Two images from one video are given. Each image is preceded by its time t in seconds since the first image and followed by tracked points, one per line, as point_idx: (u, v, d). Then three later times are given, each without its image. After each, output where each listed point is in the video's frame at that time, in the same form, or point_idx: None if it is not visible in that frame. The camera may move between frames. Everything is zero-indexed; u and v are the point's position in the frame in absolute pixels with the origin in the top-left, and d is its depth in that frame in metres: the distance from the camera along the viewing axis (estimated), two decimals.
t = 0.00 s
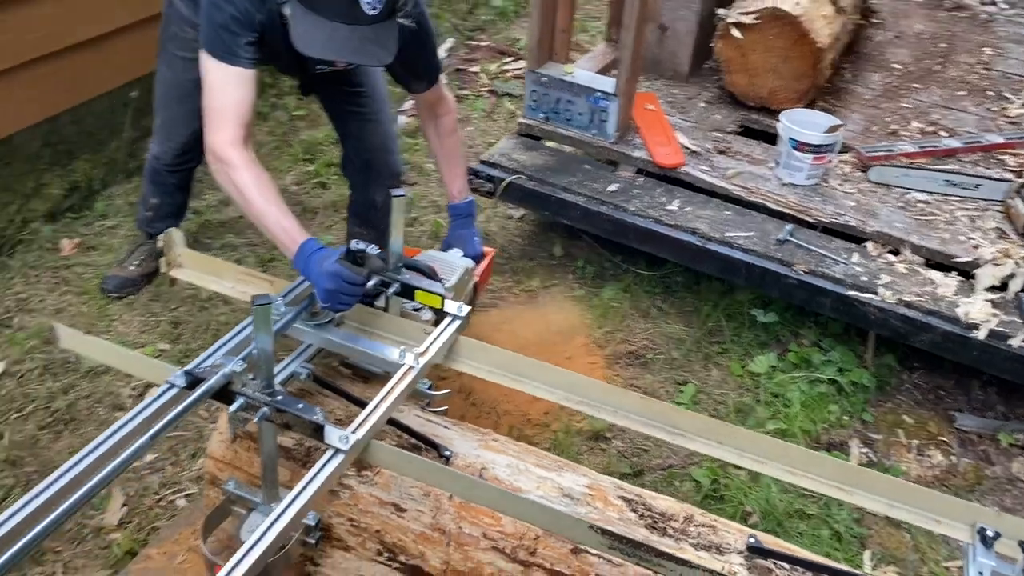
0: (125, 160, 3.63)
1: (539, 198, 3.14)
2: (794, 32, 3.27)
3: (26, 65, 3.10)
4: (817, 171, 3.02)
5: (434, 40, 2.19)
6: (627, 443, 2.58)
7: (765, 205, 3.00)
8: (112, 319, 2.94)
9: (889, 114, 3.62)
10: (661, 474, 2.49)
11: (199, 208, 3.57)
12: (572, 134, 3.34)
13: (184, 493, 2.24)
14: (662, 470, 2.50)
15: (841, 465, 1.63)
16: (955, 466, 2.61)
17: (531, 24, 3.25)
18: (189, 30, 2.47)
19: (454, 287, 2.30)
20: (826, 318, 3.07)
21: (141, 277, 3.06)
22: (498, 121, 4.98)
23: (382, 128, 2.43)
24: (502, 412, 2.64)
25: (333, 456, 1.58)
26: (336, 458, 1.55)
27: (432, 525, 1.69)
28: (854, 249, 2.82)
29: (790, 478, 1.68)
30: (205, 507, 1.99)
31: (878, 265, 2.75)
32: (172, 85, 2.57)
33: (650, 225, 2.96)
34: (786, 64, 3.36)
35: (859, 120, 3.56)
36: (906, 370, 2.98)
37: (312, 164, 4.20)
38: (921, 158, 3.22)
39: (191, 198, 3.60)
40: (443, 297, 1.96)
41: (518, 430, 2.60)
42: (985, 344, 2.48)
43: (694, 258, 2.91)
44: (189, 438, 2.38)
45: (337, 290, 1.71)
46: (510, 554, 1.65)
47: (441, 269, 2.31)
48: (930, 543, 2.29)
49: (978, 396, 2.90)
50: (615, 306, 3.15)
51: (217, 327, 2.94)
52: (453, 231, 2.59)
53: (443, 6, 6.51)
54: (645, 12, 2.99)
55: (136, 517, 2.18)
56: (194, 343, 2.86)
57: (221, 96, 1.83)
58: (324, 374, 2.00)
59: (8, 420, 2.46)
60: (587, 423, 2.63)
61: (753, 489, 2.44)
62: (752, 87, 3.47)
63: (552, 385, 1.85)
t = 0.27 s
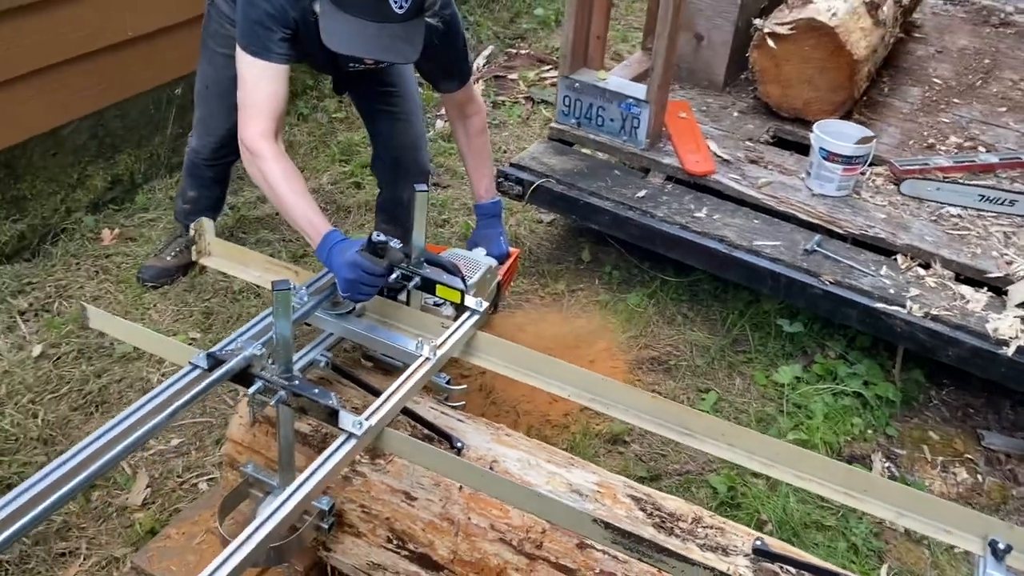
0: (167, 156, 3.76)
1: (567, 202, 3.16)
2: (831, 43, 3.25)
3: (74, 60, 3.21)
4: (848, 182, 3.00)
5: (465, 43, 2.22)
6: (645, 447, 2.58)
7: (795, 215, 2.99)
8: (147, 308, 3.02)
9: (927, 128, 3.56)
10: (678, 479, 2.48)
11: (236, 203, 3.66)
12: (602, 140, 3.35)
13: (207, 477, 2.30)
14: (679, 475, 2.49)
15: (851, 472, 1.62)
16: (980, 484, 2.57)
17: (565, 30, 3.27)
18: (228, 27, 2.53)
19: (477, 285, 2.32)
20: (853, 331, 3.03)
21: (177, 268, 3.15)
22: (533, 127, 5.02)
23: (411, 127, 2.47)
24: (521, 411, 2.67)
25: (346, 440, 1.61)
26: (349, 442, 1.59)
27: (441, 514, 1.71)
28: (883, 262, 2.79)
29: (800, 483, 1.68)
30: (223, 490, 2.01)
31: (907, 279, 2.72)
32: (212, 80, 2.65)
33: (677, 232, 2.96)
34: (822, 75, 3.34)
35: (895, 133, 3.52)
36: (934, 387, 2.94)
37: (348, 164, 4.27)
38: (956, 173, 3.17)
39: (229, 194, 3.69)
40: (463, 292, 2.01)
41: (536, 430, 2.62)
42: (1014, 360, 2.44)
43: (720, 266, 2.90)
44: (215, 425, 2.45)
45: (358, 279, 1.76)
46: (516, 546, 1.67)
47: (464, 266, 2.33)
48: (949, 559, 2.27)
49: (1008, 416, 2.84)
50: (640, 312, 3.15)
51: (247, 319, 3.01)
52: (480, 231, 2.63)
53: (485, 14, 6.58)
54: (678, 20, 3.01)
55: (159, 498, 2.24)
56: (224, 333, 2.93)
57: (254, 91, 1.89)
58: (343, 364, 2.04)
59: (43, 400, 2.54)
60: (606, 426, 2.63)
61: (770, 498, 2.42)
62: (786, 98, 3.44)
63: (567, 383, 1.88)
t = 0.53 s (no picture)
0: (187, 155, 3.81)
1: (576, 208, 3.17)
2: (845, 56, 3.24)
3: (98, 57, 3.28)
4: (859, 195, 2.98)
5: (474, 46, 2.24)
6: (645, 453, 2.58)
7: (804, 227, 2.97)
8: (159, 302, 3.07)
9: (943, 143, 3.54)
10: (676, 486, 2.47)
11: (252, 202, 3.71)
12: (614, 148, 3.36)
13: (208, 467, 2.34)
14: (677, 482, 2.49)
15: (839, 479, 1.61)
16: (983, 501, 2.54)
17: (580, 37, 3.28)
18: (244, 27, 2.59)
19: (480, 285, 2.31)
20: (861, 345, 3.01)
21: (190, 264, 3.20)
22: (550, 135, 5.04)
23: (421, 128, 2.50)
24: (523, 414, 2.67)
25: (336, 432, 1.63)
26: (339, 433, 1.61)
27: (430, 509, 1.72)
28: (891, 275, 2.77)
29: (789, 488, 1.68)
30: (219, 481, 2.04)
31: (915, 292, 2.70)
32: (228, 79, 2.70)
33: (685, 240, 2.96)
34: (836, 87, 3.33)
35: (911, 147, 3.49)
36: (942, 403, 2.91)
37: (365, 167, 4.32)
38: (970, 188, 3.14)
39: (245, 193, 3.75)
40: (463, 291, 2.02)
41: (537, 432, 2.62)
42: (1019, 377, 2.41)
43: (727, 275, 2.90)
44: (219, 418, 2.48)
45: (356, 274, 1.78)
46: (503, 543, 1.67)
47: (467, 267, 2.34)
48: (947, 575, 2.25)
49: (1017, 434, 2.81)
50: (646, 319, 3.15)
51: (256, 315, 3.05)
52: (487, 234, 2.64)
53: (508, 24, 6.62)
54: (692, 30, 3.01)
55: (160, 487, 2.28)
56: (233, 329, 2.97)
57: (262, 87, 1.92)
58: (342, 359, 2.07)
59: (53, 388, 2.60)
60: (606, 431, 2.63)
61: (768, 508, 2.41)
62: (800, 109, 3.44)
63: (561, 383, 1.88)
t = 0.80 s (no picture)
0: (201, 156, 3.86)
1: (582, 214, 3.19)
2: (854, 66, 3.24)
3: (116, 58, 3.35)
4: (865, 205, 2.97)
5: (477, 50, 2.28)
6: (642, 458, 2.58)
7: (809, 236, 2.97)
8: (167, 298, 3.12)
9: (954, 156, 3.52)
10: (672, 491, 2.47)
11: (263, 203, 3.76)
12: (622, 155, 3.38)
13: (207, 461, 2.37)
14: (674, 487, 2.48)
15: (826, 482, 1.61)
16: (984, 515, 2.51)
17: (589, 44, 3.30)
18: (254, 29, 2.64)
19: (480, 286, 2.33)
20: (865, 356, 3.00)
21: (199, 263, 3.25)
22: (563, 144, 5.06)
23: (425, 130, 2.55)
24: (522, 416, 2.68)
25: (327, 422, 1.65)
26: (328, 424, 1.62)
27: (418, 503, 1.74)
28: (894, 285, 2.76)
29: (776, 491, 1.67)
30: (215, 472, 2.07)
31: (918, 303, 2.69)
32: (238, 80, 2.76)
33: (689, 247, 2.96)
34: (844, 98, 3.32)
35: (921, 159, 3.48)
36: (946, 416, 2.88)
37: (377, 172, 4.36)
38: (979, 201, 3.12)
39: (257, 195, 3.80)
40: (459, 289, 2.03)
41: (535, 435, 2.63)
42: (1021, 389, 2.39)
43: (730, 283, 2.90)
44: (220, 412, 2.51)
45: (351, 269, 1.81)
46: (489, 538, 1.68)
47: (467, 268, 2.35)
48: None
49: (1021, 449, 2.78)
50: (650, 326, 3.15)
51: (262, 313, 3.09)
52: (489, 236, 2.65)
53: (525, 34, 6.67)
54: (698, 38, 3.04)
55: (159, 479, 2.31)
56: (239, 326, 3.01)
57: (265, 85, 1.96)
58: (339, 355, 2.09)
59: (60, 380, 2.64)
60: (605, 435, 2.63)
61: (764, 515, 2.40)
62: (809, 119, 3.43)
63: (552, 381, 1.89)
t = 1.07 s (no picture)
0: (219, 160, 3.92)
1: (590, 221, 3.20)
2: (866, 78, 3.23)
3: (137, 62, 3.42)
4: (874, 216, 2.96)
5: (484, 55, 2.31)
6: (644, 464, 2.58)
7: (817, 246, 2.96)
8: (180, 298, 3.17)
9: (968, 169, 3.50)
10: (673, 497, 2.47)
11: (278, 207, 3.81)
12: (632, 163, 3.40)
13: (212, 456, 2.40)
14: (674, 494, 2.48)
15: (818, 486, 1.60)
16: (990, 529, 2.48)
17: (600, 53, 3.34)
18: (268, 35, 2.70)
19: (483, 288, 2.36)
20: (873, 367, 2.98)
21: (213, 264, 3.30)
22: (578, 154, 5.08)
23: (433, 135, 2.58)
24: (525, 420, 2.70)
25: (323, 417, 1.67)
26: (323, 418, 1.64)
27: (412, 499, 1.76)
28: (902, 295, 2.75)
29: (768, 495, 1.66)
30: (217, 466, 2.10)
31: (925, 314, 2.67)
32: (251, 85, 2.81)
33: (696, 255, 2.97)
34: (856, 110, 3.32)
35: (934, 172, 3.46)
36: (955, 429, 2.85)
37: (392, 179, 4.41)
38: (991, 214, 3.10)
39: (272, 198, 3.85)
40: (460, 289, 2.05)
41: (537, 439, 2.64)
42: None
43: (737, 291, 2.89)
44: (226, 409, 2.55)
45: (352, 268, 1.83)
46: (480, 535, 1.70)
47: (471, 271, 2.39)
48: None
49: None
50: (656, 334, 3.15)
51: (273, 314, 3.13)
52: (496, 240, 2.69)
53: (545, 46, 6.71)
54: (709, 47, 3.05)
55: (164, 473, 2.34)
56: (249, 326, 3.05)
57: (273, 87, 2.00)
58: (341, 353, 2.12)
59: (72, 375, 2.70)
60: (607, 440, 2.64)
61: (765, 523, 2.39)
62: (821, 131, 3.44)
63: (548, 382, 1.90)
